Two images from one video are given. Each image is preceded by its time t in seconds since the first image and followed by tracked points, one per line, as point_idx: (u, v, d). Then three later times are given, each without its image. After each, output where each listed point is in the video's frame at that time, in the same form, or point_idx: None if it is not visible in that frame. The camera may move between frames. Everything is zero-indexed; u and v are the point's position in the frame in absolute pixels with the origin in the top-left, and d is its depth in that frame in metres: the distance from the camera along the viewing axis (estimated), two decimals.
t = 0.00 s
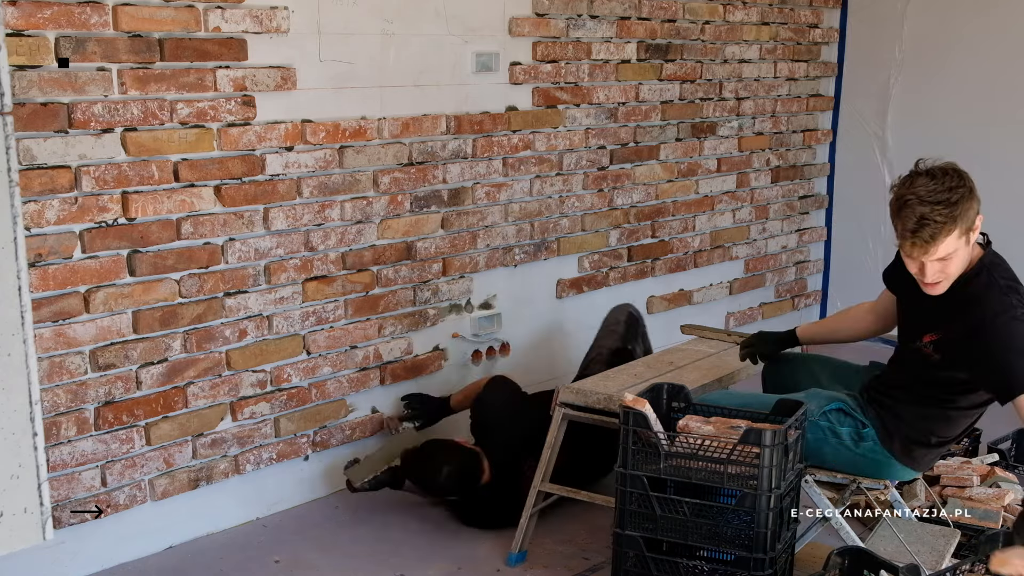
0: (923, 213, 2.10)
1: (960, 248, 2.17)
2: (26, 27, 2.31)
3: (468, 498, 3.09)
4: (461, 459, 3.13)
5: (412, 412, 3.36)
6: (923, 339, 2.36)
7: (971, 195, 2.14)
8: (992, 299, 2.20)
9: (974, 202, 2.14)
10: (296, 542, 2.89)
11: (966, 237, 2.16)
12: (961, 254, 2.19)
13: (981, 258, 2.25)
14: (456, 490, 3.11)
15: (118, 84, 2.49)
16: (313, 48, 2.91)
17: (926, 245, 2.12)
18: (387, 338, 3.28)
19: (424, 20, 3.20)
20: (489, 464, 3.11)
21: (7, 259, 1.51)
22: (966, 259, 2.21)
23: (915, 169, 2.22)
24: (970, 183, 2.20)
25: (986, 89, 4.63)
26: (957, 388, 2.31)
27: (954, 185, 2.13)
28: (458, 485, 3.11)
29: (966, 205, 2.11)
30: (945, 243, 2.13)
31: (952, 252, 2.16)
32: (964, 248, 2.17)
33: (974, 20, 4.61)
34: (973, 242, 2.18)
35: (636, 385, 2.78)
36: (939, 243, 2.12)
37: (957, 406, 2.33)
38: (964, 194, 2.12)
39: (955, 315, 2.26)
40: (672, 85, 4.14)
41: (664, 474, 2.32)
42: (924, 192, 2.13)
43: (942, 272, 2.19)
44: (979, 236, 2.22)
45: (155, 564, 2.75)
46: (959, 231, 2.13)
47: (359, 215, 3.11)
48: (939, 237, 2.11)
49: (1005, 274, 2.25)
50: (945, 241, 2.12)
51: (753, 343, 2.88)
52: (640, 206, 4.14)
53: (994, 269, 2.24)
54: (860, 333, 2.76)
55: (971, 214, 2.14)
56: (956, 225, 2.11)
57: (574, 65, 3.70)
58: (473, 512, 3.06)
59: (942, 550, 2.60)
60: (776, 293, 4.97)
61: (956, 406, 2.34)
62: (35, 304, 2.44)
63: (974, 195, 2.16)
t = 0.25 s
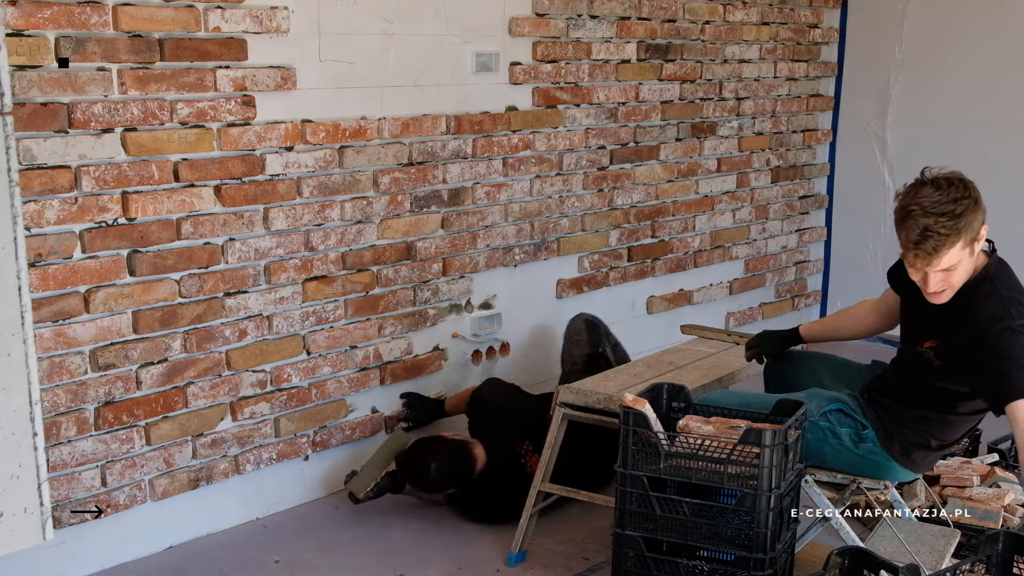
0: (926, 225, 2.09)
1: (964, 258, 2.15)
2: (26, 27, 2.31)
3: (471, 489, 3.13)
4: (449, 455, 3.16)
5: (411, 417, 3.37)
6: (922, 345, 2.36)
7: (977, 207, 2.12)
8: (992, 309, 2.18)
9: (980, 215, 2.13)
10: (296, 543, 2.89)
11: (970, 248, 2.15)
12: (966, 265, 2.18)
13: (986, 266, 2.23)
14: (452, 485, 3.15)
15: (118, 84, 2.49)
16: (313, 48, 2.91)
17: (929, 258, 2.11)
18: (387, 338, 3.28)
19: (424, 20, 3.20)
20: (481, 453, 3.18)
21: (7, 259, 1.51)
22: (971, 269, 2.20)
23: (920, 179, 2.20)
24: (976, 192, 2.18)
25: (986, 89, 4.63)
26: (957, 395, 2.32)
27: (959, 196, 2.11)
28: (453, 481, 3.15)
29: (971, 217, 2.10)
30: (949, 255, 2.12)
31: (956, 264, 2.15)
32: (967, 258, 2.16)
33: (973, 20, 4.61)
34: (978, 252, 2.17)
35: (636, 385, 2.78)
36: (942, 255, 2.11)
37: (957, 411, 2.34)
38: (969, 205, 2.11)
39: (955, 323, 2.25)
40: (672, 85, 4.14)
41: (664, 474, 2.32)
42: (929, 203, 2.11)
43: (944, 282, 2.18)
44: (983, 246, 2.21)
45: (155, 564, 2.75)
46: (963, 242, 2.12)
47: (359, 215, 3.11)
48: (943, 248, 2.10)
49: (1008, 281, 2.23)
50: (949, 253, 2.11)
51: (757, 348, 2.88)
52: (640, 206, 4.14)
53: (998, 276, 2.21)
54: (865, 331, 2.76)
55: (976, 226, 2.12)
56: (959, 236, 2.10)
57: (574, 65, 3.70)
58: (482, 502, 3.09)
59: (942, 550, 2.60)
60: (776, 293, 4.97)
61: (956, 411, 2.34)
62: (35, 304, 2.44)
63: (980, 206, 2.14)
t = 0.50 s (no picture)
0: (923, 233, 2.07)
1: (962, 266, 2.13)
2: (26, 27, 2.31)
3: (469, 498, 3.08)
4: (439, 471, 3.06)
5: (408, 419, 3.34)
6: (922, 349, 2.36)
7: (975, 215, 2.10)
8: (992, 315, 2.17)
9: (979, 223, 2.11)
10: (296, 543, 2.89)
11: (969, 256, 2.13)
12: (964, 272, 2.16)
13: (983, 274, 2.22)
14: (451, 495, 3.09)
15: (118, 84, 2.49)
16: (313, 48, 2.91)
17: (927, 266, 2.09)
18: (387, 338, 3.28)
19: (424, 20, 3.20)
20: (471, 462, 3.09)
21: (7, 259, 1.51)
22: (970, 276, 2.18)
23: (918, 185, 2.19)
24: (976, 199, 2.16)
25: (986, 89, 4.63)
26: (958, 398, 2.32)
27: (957, 205, 2.09)
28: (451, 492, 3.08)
29: (968, 225, 2.08)
30: (947, 264, 2.10)
31: (956, 272, 2.13)
32: (966, 266, 2.14)
33: (972, 20, 4.62)
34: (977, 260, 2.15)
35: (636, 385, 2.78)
36: (942, 264, 2.09)
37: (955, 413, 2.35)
38: (965, 212, 2.09)
39: (955, 327, 2.24)
40: (672, 85, 4.14)
41: (664, 474, 2.32)
42: (927, 212, 2.09)
43: (943, 290, 2.17)
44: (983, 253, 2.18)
45: (155, 564, 2.75)
46: (961, 251, 2.10)
47: (359, 215, 3.11)
48: (939, 257, 2.08)
49: (1009, 286, 2.21)
50: (945, 261, 2.10)
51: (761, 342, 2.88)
52: (640, 206, 4.14)
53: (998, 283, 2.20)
54: (869, 329, 2.76)
55: (975, 234, 2.10)
56: (958, 245, 2.08)
57: (574, 65, 3.70)
58: (483, 508, 3.05)
59: (942, 550, 2.60)
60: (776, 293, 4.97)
61: (956, 414, 2.35)
62: (35, 304, 2.44)
63: (979, 214, 2.12)
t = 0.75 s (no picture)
0: (868, 224, 2.12)
1: (919, 262, 2.13)
2: (26, 27, 2.31)
3: (482, 497, 3.06)
4: (451, 473, 3.02)
5: (417, 414, 3.38)
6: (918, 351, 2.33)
7: (928, 211, 2.10)
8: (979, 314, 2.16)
9: (932, 220, 2.10)
10: (296, 543, 2.89)
11: (925, 253, 2.12)
12: (920, 271, 2.15)
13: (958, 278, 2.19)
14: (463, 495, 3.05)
15: (118, 84, 2.49)
16: (313, 48, 2.91)
17: (871, 255, 2.13)
18: (387, 338, 3.28)
19: (424, 20, 3.20)
20: (484, 461, 3.05)
21: (7, 259, 1.51)
22: (932, 275, 2.17)
23: (891, 178, 2.21)
24: (944, 197, 2.14)
25: (985, 88, 4.63)
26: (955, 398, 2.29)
27: (914, 201, 2.11)
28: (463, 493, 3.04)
29: (916, 221, 2.09)
30: (892, 256, 2.12)
31: (906, 268, 2.14)
32: (922, 262, 2.13)
33: (972, 19, 4.62)
34: (937, 257, 2.14)
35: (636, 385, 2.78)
36: (885, 255, 2.12)
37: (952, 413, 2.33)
38: (917, 208, 2.10)
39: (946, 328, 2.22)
40: (672, 85, 4.14)
41: (664, 474, 2.32)
42: (881, 202, 2.13)
43: (899, 284, 2.17)
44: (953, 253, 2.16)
45: (155, 564, 2.75)
46: (911, 246, 2.11)
47: (359, 215, 3.11)
48: (882, 249, 2.11)
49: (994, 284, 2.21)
50: (890, 254, 2.12)
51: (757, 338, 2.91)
52: (640, 206, 4.14)
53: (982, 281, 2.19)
54: (870, 329, 2.76)
55: (927, 231, 2.10)
56: (902, 238, 2.09)
57: (574, 65, 3.70)
58: (493, 508, 3.04)
59: (942, 550, 2.59)
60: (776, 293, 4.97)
61: (953, 414, 2.32)
62: (35, 304, 2.44)
63: (937, 212, 2.11)
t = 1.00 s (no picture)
0: (819, 212, 2.17)
1: (872, 247, 2.18)
2: (26, 27, 2.31)
3: (482, 494, 3.06)
4: (452, 470, 3.00)
5: (418, 414, 3.38)
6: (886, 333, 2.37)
7: (876, 198, 2.14)
8: (937, 291, 2.19)
9: (882, 205, 2.14)
10: (296, 543, 2.89)
11: (876, 238, 2.17)
12: (874, 255, 2.19)
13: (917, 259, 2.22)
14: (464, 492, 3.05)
15: (118, 84, 2.49)
16: (313, 48, 2.91)
17: (821, 240, 2.19)
18: (387, 338, 3.28)
19: (424, 20, 3.20)
20: (483, 458, 3.04)
21: (7, 259, 1.51)
22: (888, 260, 2.20)
23: (848, 165, 2.24)
24: (898, 183, 2.17)
25: (986, 88, 4.64)
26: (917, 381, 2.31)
27: (863, 186, 2.14)
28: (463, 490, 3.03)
29: (864, 207, 2.13)
30: (843, 242, 2.17)
31: (859, 253, 2.18)
32: (876, 248, 2.18)
33: (972, 20, 4.63)
34: (889, 243, 2.18)
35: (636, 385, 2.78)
36: (835, 240, 2.17)
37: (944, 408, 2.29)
38: (866, 195, 2.13)
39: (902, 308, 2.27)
40: (672, 85, 4.14)
41: (664, 474, 2.32)
42: (831, 188, 2.18)
43: (856, 269, 2.22)
44: (906, 237, 2.19)
45: (155, 564, 2.75)
46: (862, 232, 2.15)
47: (359, 215, 3.11)
48: (832, 235, 2.16)
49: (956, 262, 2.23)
50: (842, 240, 2.17)
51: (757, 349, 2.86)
52: (640, 206, 4.14)
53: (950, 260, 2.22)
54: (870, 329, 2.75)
55: (876, 217, 2.14)
56: (851, 225, 2.14)
57: (574, 65, 3.70)
58: (492, 507, 3.03)
59: (942, 550, 2.60)
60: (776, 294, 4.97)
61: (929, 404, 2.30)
62: (35, 304, 2.44)
63: (886, 198, 2.15)
